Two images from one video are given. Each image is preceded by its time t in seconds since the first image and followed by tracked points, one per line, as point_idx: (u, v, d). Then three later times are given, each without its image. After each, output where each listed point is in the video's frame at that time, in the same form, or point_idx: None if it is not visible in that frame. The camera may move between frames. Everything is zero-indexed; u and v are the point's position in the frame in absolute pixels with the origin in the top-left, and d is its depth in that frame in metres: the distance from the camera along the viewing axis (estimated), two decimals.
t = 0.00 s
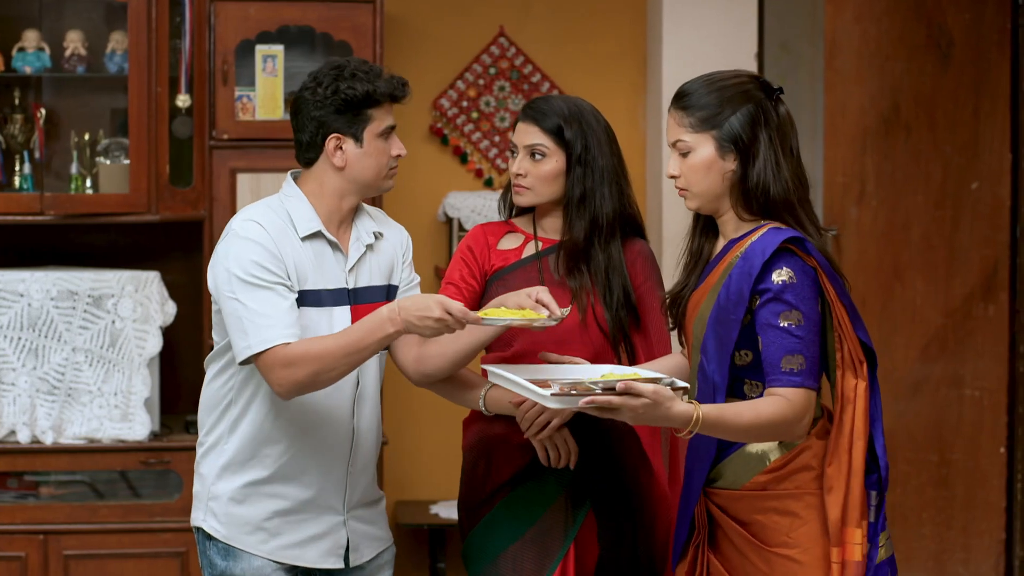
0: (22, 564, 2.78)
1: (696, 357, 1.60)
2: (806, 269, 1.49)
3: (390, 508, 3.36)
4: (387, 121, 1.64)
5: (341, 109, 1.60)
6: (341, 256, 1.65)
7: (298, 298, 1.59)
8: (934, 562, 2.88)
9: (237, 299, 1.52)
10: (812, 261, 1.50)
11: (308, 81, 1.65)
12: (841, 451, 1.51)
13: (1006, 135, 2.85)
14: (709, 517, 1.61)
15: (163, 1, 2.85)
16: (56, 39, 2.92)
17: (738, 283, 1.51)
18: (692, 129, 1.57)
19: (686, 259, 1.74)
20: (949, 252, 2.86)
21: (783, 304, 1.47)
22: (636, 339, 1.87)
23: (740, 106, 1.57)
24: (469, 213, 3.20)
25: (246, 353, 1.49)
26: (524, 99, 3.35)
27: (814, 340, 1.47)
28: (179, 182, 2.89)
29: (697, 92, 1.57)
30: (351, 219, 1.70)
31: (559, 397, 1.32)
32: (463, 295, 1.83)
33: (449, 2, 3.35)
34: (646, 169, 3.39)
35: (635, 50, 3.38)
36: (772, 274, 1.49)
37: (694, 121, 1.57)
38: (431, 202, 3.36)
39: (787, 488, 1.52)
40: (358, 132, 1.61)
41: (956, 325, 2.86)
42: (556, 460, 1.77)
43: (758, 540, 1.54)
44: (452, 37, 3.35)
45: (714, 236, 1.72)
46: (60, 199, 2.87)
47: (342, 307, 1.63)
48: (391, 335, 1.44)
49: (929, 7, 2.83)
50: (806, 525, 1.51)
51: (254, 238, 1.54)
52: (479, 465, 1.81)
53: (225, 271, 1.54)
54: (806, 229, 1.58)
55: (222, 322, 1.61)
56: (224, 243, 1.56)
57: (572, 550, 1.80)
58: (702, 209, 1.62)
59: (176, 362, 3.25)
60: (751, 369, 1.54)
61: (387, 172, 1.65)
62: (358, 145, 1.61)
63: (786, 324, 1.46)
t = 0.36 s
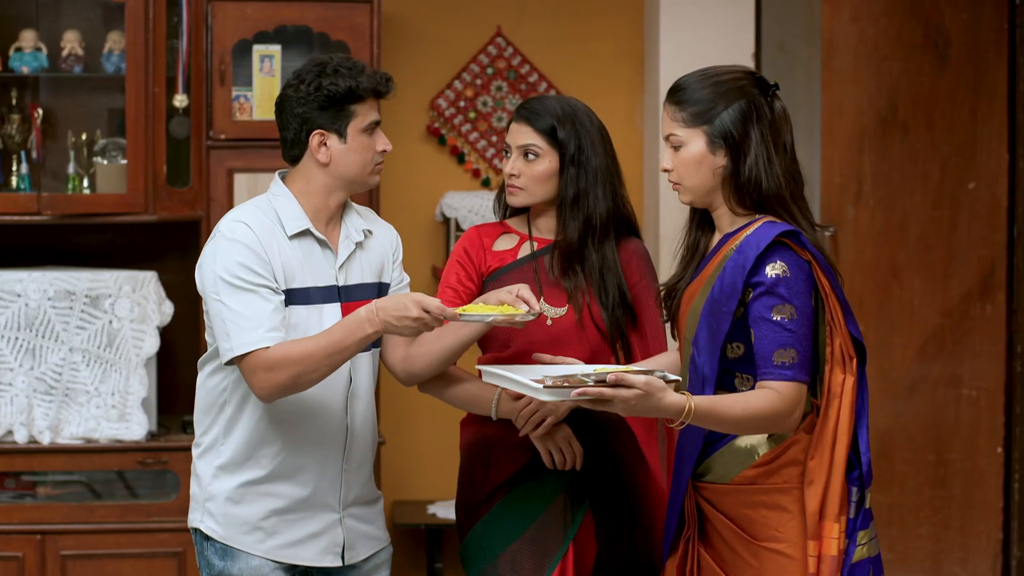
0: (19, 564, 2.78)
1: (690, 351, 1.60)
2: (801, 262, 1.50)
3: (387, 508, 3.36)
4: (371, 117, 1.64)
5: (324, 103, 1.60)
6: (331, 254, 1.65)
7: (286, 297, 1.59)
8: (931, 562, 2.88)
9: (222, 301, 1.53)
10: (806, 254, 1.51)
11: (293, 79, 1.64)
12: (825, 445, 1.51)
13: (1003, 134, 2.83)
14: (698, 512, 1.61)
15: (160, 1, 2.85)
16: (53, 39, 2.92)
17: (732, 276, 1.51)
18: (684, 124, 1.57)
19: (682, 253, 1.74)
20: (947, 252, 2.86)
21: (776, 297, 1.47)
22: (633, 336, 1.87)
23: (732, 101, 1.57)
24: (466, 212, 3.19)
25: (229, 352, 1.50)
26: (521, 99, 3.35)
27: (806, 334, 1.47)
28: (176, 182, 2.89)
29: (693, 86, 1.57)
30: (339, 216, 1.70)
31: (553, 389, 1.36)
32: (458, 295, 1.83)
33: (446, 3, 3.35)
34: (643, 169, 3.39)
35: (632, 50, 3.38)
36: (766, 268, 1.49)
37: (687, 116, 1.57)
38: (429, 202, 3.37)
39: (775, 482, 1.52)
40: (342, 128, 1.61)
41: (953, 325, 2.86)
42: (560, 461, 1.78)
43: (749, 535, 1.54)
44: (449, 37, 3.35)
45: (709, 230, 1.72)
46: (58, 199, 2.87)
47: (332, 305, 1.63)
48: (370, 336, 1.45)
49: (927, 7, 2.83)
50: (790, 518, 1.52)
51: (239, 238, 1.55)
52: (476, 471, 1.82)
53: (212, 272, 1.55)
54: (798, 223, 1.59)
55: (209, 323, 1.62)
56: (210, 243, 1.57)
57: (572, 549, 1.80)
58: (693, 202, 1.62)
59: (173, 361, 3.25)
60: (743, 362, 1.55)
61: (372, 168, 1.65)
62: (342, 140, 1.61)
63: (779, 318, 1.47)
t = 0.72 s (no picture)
0: (18, 564, 2.78)
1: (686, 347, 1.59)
2: (802, 262, 1.50)
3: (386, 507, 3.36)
4: (358, 113, 1.62)
5: (307, 100, 1.61)
6: (328, 252, 1.65)
7: (283, 295, 1.59)
8: (931, 562, 2.88)
9: (219, 300, 1.53)
10: (807, 253, 1.51)
11: (282, 78, 1.66)
12: (824, 443, 1.50)
13: (1003, 132, 2.81)
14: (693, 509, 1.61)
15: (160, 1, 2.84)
16: (52, 38, 2.92)
17: (731, 273, 1.51)
18: (686, 119, 1.58)
19: (682, 250, 1.74)
20: (947, 252, 2.85)
21: (777, 296, 1.47)
22: (631, 335, 1.87)
23: (735, 99, 1.57)
24: (466, 212, 3.19)
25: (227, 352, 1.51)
26: (520, 99, 3.35)
27: (807, 333, 1.48)
28: (175, 182, 2.89)
29: (699, 80, 1.58)
30: (335, 213, 1.70)
31: (556, 389, 1.38)
32: (458, 295, 1.83)
33: (446, 3, 3.35)
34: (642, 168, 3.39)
35: (631, 49, 3.38)
36: (767, 267, 1.49)
37: (689, 111, 1.58)
38: (428, 201, 3.37)
39: (770, 479, 1.53)
40: (324, 124, 1.61)
41: (953, 325, 2.86)
42: (569, 461, 1.78)
43: (743, 532, 1.54)
44: (448, 37, 3.35)
45: (710, 226, 1.72)
46: (57, 198, 2.87)
47: (329, 302, 1.63)
48: (366, 337, 1.46)
49: (927, 6, 2.82)
50: (785, 516, 1.52)
51: (235, 238, 1.55)
52: (476, 472, 1.82)
53: (208, 272, 1.55)
54: (798, 224, 1.58)
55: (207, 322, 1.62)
56: (206, 244, 1.57)
57: (572, 550, 1.79)
58: (691, 197, 1.63)
59: (173, 361, 3.25)
60: (741, 360, 1.55)
61: (360, 165, 1.64)
62: (324, 136, 1.61)
63: (781, 317, 1.47)
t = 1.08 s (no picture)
0: (18, 563, 2.78)
1: (691, 344, 1.59)
2: (813, 264, 1.50)
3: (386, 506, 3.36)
4: (353, 111, 1.62)
5: (301, 98, 1.61)
6: (328, 251, 1.65)
7: (284, 294, 1.59)
8: (931, 561, 2.88)
9: (219, 300, 1.53)
10: (818, 256, 1.51)
11: (279, 76, 1.66)
12: (830, 443, 1.51)
13: (1002, 134, 2.81)
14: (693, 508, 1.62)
15: None
16: (51, 37, 2.92)
17: (741, 275, 1.51)
18: (692, 119, 1.59)
19: (687, 250, 1.74)
20: (946, 252, 2.85)
21: (790, 300, 1.48)
22: (631, 334, 1.88)
23: (742, 101, 1.57)
24: (465, 211, 3.18)
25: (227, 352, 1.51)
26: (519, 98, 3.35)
27: (817, 334, 1.49)
28: (175, 181, 2.89)
29: (708, 80, 1.59)
30: (336, 213, 1.70)
31: (576, 398, 1.36)
32: (460, 295, 1.83)
33: (445, 2, 3.35)
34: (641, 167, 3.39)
35: (631, 49, 3.38)
36: (779, 270, 1.49)
37: (696, 111, 1.58)
38: (428, 201, 3.37)
39: (773, 479, 1.53)
40: (317, 121, 1.61)
41: (952, 324, 2.86)
42: (584, 460, 1.77)
43: (744, 532, 1.54)
44: (447, 36, 3.35)
45: (715, 226, 1.72)
46: (56, 197, 2.86)
47: (331, 301, 1.63)
48: (368, 337, 1.46)
49: (926, 5, 2.82)
50: (789, 515, 1.52)
51: (234, 238, 1.55)
52: (476, 470, 1.83)
53: (209, 272, 1.55)
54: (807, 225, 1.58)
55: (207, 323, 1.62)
56: (207, 244, 1.57)
57: (572, 549, 1.79)
58: (698, 197, 1.63)
59: (172, 359, 3.25)
60: (747, 361, 1.55)
61: (354, 164, 1.63)
62: (317, 134, 1.61)
63: (795, 320, 1.47)
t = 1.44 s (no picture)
0: (17, 562, 2.78)
1: (700, 341, 1.60)
2: (828, 263, 1.51)
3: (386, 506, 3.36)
4: (358, 110, 1.62)
5: (305, 98, 1.61)
6: (333, 251, 1.65)
7: (290, 294, 1.59)
8: (930, 560, 2.89)
9: (226, 300, 1.53)
10: (833, 254, 1.52)
11: (282, 76, 1.67)
12: (841, 445, 1.51)
13: (1002, 135, 2.82)
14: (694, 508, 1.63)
15: None
16: (51, 36, 2.93)
17: (755, 273, 1.51)
18: (700, 120, 1.59)
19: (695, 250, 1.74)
20: (945, 251, 2.85)
21: (808, 300, 1.48)
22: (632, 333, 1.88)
23: (749, 101, 1.57)
24: (465, 210, 3.18)
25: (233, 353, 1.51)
26: (519, 97, 3.35)
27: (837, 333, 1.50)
28: (174, 180, 2.89)
29: (717, 81, 1.59)
30: (341, 213, 1.70)
31: (596, 403, 1.36)
32: (462, 294, 1.83)
33: (446, 2, 3.35)
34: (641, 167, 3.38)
35: (631, 48, 3.38)
36: (795, 269, 1.50)
37: (704, 111, 1.58)
38: (428, 200, 3.36)
39: (776, 483, 1.53)
40: (322, 122, 1.61)
41: (952, 323, 2.86)
42: (591, 458, 1.78)
43: (745, 535, 1.55)
44: (447, 35, 3.35)
45: (726, 226, 1.72)
46: (56, 197, 2.86)
47: (336, 301, 1.63)
48: (378, 339, 1.46)
49: (926, 4, 2.82)
50: (793, 518, 1.53)
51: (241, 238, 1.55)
52: (477, 469, 1.83)
53: (216, 273, 1.55)
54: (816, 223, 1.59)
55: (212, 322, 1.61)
56: (213, 244, 1.57)
57: (574, 547, 1.79)
58: (708, 198, 1.63)
59: (172, 359, 3.25)
60: (757, 359, 1.55)
61: (361, 163, 1.63)
62: (322, 134, 1.61)
63: (813, 319, 1.48)
